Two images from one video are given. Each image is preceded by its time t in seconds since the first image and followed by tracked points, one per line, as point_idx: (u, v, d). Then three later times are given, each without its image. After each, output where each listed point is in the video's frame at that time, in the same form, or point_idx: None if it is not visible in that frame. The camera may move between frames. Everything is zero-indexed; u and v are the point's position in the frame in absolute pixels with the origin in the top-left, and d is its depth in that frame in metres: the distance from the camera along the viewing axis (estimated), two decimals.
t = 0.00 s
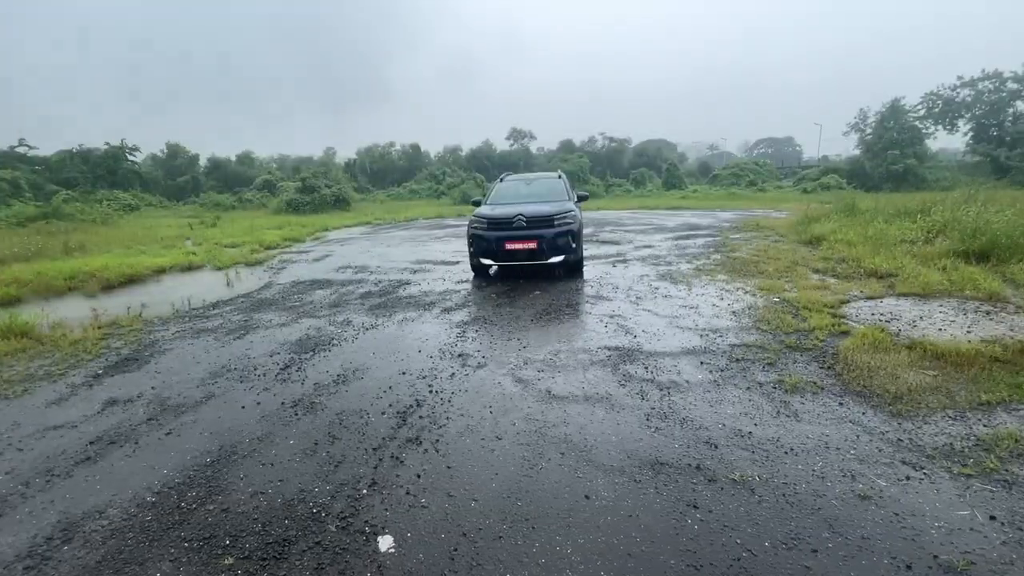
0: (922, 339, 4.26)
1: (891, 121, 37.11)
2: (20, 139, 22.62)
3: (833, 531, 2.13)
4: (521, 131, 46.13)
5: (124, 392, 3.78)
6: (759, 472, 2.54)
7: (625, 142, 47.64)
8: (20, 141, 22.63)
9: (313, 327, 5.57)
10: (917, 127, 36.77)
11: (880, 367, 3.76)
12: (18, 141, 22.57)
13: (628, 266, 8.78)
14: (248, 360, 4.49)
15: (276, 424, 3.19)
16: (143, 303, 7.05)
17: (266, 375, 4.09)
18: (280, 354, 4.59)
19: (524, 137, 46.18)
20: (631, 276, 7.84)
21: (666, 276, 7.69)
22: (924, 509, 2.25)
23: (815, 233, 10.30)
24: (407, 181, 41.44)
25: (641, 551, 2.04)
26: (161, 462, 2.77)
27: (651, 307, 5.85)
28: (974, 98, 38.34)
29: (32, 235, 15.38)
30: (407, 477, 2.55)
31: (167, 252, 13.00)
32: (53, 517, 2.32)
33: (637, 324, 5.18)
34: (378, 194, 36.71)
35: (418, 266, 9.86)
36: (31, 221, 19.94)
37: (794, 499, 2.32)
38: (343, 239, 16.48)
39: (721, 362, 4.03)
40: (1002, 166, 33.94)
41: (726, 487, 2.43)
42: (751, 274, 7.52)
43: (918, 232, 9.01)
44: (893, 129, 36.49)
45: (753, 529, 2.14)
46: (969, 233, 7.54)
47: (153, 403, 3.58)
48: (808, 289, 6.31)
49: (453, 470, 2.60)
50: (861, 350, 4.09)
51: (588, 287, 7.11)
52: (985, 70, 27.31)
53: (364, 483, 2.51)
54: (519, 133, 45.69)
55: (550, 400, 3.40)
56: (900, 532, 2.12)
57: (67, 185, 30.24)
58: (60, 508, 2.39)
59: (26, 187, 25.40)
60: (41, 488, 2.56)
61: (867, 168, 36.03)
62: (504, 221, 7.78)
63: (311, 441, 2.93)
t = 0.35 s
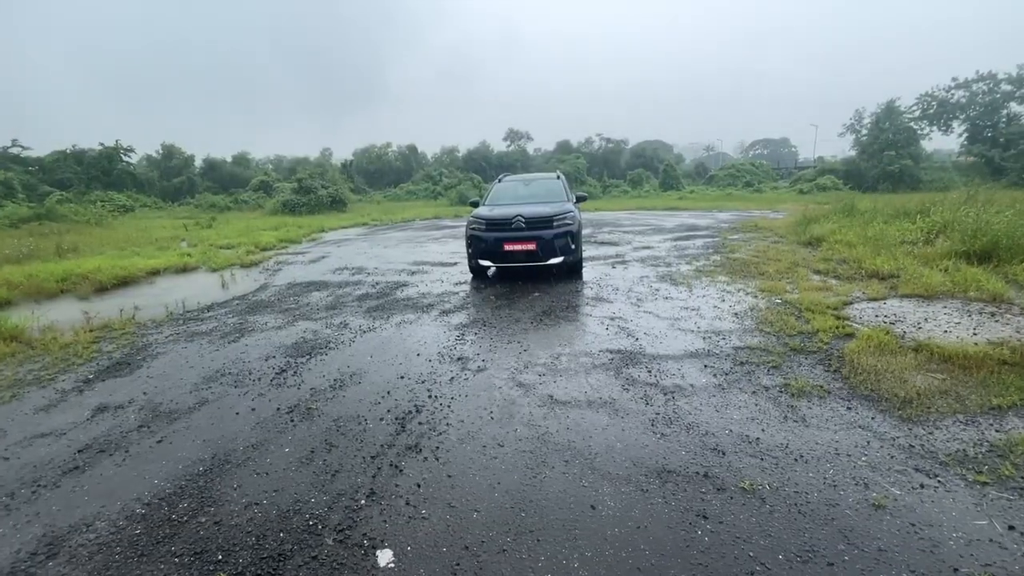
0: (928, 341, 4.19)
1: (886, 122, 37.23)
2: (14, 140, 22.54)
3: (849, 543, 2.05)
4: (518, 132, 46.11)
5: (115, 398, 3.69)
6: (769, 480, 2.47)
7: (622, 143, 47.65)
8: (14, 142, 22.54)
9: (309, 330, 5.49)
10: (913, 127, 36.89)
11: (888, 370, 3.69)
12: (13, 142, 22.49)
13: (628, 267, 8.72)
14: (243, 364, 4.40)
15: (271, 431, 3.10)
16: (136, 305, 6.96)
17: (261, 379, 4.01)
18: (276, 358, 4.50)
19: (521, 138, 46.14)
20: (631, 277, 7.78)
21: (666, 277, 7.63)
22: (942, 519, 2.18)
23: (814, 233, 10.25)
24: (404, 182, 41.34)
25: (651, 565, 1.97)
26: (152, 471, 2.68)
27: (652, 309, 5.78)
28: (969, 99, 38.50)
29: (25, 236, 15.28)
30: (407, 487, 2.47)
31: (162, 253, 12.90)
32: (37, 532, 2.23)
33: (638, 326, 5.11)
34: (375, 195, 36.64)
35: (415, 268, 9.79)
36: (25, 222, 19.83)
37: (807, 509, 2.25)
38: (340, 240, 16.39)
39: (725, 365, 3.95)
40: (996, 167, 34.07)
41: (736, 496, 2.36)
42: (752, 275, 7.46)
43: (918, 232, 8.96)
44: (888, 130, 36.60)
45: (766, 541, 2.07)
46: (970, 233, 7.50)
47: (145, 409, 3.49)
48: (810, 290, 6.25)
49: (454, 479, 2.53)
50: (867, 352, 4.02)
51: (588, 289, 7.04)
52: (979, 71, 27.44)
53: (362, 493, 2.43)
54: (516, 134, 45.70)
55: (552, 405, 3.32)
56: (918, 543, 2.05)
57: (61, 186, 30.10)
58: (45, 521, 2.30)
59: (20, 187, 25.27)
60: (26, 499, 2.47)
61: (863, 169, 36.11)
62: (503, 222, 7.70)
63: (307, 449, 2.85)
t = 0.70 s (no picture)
0: (935, 348, 4.08)
1: (880, 124, 37.39)
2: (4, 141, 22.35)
3: (868, 571, 1.93)
4: (513, 134, 46.06)
5: (93, 410, 3.53)
6: (780, 499, 2.34)
7: (617, 145, 47.66)
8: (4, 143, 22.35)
9: (299, 337, 5.34)
10: (906, 129, 37.01)
11: (896, 378, 3.57)
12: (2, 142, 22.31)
13: (626, 270, 8.59)
14: (229, 373, 4.25)
15: (255, 446, 2.95)
16: (121, 311, 6.78)
17: (248, 390, 3.86)
18: (263, 367, 4.34)
19: (516, 139, 46.06)
20: (629, 280, 7.66)
21: (665, 281, 7.51)
22: (963, 542, 2.06)
23: (812, 235, 10.16)
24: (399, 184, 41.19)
25: None
26: (127, 491, 2.53)
27: (651, 314, 5.66)
28: (962, 101, 38.71)
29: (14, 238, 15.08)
30: (397, 509, 2.33)
31: (151, 256, 12.71)
32: None
33: (637, 332, 4.98)
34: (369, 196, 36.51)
35: (409, 270, 9.64)
36: (14, 224, 19.62)
37: (821, 532, 2.12)
38: (333, 242, 16.23)
39: (728, 374, 3.83)
40: (989, 168, 34.25)
41: (746, 517, 2.23)
42: (751, 278, 7.35)
43: (917, 234, 8.88)
44: (882, 132, 36.73)
45: (780, 568, 1.94)
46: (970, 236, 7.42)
47: (124, 422, 3.34)
48: (811, 294, 6.14)
49: (447, 500, 2.39)
50: (873, 359, 3.91)
51: (585, 293, 6.91)
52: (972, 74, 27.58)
53: (349, 516, 2.28)
54: (511, 136, 45.64)
55: (550, 418, 3.19)
56: (941, 570, 1.92)
57: (52, 188, 29.83)
58: (8, 547, 2.15)
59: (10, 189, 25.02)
60: None
61: (857, 171, 36.20)
62: (498, 224, 7.57)
63: (293, 466, 2.70)
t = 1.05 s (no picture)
0: (943, 356, 3.95)
1: (872, 126, 37.55)
2: None
3: None
4: (507, 136, 46.01)
5: (63, 424, 3.36)
6: (791, 525, 2.19)
7: (611, 147, 47.62)
8: None
9: (286, 345, 5.16)
10: (899, 132, 37.15)
11: (906, 389, 3.43)
12: None
13: (622, 274, 8.44)
14: (211, 384, 4.07)
15: (232, 465, 2.78)
16: (103, 317, 6.58)
17: (228, 402, 3.68)
18: (246, 378, 4.17)
19: (510, 141, 45.96)
20: (625, 285, 7.51)
21: (662, 285, 7.36)
22: (991, 573, 1.92)
23: (810, 239, 10.06)
24: (393, 186, 40.99)
25: None
26: (91, 517, 2.36)
27: (649, 320, 5.51)
28: (953, 104, 38.95)
29: None
30: (381, 537, 2.17)
31: (139, 260, 12.47)
32: None
33: (635, 339, 4.83)
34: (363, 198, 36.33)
35: (402, 274, 9.47)
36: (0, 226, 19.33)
37: (838, 562, 1.98)
38: (326, 245, 16.05)
39: (731, 385, 3.68)
40: (981, 171, 34.45)
41: (756, 545, 2.08)
42: (750, 282, 7.23)
43: (916, 238, 8.77)
44: (874, 135, 36.89)
45: None
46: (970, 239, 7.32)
47: (95, 438, 3.16)
48: (812, 299, 6.01)
49: (435, 526, 2.22)
50: (880, 368, 3.77)
51: (581, 298, 6.77)
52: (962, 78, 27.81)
53: (329, 545, 2.12)
54: (506, 138, 45.60)
55: (546, 433, 3.03)
56: None
57: (41, 190, 29.51)
58: None
59: None
60: None
61: (851, 174, 36.30)
62: (492, 227, 7.41)
63: (271, 488, 2.54)
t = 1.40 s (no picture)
0: (958, 364, 3.79)
1: (866, 129, 37.64)
2: None
3: None
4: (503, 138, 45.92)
5: (31, 440, 3.16)
6: (813, 553, 2.02)
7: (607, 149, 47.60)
8: None
9: (273, 352, 4.96)
10: (893, 134, 37.23)
11: (923, 399, 3.27)
12: None
13: (621, 277, 8.27)
14: (192, 394, 3.88)
15: (209, 485, 2.60)
16: (85, 323, 6.38)
17: (209, 414, 3.49)
18: (230, 388, 3.97)
19: (506, 143, 45.83)
20: (624, 288, 7.34)
21: (662, 289, 7.19)
22: None
23: (810, 241, 9.93)
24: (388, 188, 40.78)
25: None
26: (51, 546, 2.17)
27: (650, 325, 5.34)
28: (946, 107, 39.10)
29: None
30: (366, 569, 1.99)
31: (128, 262, 12.24)
32: None
33: (637, 346, 4.66)
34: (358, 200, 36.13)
35: (396, 277, 9.28)
36: None
37: None
38: (319, 247, 15.85)
39: (739, 395, 3.51)
40: (974, 174, 34.57)
41: None
42: (752, 285, 7.07)
43: (918, 240, 8.63)
44: (869, 137, 36.98)
45: None
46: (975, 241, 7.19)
47: (63, 455, 2.97)
48: (817, 303, 5.84)
49: (426, 556, 2.04)
50: (894, 377, 3.60)
51: (579, 301, 6.59)
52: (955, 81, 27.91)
53: None
54: (501, 140, 45.52)
55: (546, 449, 2.85)
56: None
57: (31, 191, 29.20)
58: None
59: None
60: None
61: (845, 176, 36.34)
62: (488, 229, 7.23)
63: (249, 512, 2.35)
